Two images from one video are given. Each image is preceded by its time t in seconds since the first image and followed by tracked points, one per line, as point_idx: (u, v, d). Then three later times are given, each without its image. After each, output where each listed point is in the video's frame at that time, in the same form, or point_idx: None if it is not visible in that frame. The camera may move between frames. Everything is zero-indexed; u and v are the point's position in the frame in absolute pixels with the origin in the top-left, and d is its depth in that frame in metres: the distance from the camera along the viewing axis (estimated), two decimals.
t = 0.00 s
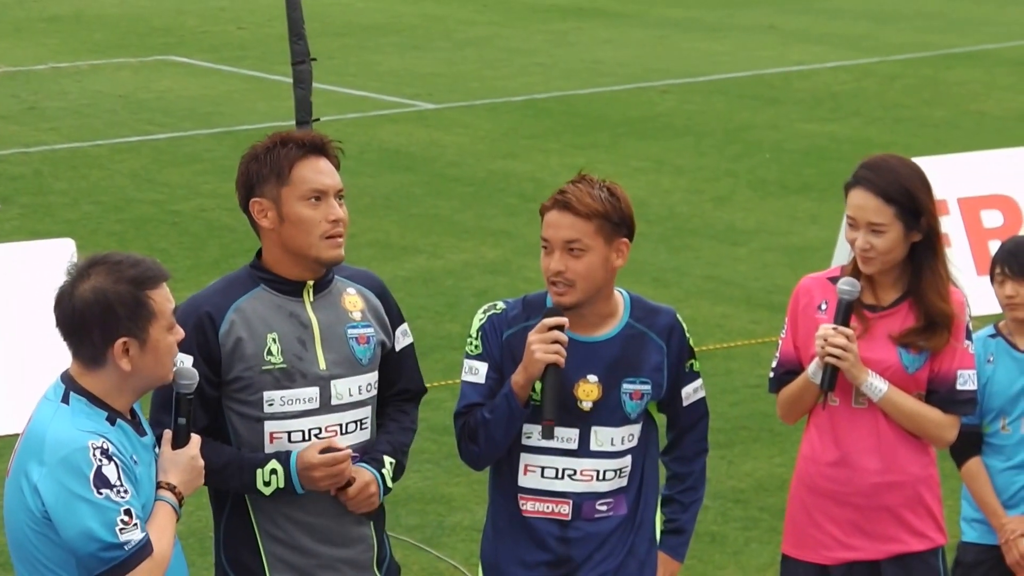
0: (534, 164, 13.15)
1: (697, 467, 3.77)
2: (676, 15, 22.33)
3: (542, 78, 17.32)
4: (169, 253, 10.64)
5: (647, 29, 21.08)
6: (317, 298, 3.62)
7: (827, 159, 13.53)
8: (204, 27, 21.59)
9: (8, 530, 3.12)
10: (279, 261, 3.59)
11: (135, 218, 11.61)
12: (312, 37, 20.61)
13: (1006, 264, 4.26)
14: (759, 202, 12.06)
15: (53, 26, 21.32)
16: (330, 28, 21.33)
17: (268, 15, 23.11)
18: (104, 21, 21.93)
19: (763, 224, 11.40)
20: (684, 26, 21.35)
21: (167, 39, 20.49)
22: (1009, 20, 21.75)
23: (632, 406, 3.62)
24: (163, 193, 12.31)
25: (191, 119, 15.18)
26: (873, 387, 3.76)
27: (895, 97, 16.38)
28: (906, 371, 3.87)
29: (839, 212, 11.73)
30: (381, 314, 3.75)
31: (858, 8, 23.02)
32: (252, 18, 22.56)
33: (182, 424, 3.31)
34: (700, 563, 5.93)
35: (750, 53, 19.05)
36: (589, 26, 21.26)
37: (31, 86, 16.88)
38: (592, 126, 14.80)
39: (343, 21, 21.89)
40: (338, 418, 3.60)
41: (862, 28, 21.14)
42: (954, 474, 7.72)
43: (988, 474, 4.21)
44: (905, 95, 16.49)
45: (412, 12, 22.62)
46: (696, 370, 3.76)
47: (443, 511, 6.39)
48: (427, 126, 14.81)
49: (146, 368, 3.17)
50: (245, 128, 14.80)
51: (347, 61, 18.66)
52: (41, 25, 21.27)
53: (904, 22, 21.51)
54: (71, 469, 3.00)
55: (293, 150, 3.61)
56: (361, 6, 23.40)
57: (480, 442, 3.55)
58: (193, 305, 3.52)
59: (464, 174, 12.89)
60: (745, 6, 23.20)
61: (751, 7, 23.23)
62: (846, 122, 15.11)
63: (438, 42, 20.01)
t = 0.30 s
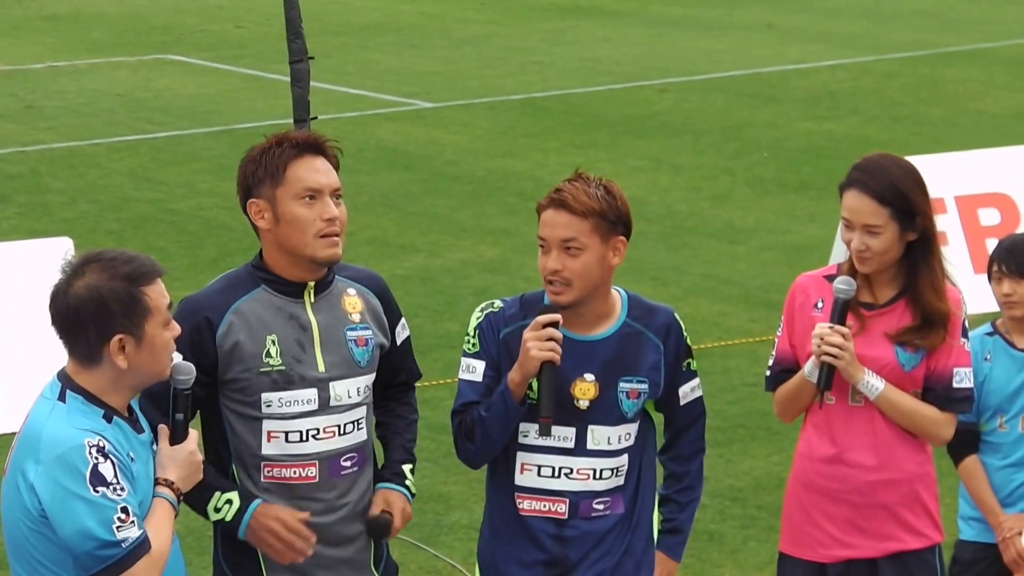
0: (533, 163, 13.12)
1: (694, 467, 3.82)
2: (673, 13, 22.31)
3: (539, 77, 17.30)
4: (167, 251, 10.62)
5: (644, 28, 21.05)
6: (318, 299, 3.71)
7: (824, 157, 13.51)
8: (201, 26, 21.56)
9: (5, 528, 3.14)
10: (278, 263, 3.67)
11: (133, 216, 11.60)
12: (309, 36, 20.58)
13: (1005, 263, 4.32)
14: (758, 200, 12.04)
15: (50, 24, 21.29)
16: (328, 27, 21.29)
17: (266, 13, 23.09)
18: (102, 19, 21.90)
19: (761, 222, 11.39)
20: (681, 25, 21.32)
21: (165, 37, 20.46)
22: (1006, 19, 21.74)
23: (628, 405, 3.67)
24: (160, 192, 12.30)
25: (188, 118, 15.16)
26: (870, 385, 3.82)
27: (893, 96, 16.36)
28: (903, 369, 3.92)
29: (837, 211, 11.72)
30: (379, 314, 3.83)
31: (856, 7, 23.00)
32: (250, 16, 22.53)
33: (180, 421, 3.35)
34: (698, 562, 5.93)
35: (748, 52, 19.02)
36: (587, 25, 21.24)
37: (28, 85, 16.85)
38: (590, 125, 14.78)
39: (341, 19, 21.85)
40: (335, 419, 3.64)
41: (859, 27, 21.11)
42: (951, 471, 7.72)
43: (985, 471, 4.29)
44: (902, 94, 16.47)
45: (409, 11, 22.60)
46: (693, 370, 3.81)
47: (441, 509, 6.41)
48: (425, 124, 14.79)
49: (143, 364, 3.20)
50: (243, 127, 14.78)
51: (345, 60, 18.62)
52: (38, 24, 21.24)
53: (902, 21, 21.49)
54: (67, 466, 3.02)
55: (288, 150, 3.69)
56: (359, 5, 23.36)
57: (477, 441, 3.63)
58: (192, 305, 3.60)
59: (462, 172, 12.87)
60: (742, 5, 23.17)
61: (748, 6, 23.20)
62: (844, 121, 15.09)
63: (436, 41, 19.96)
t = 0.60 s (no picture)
0: (531, 161, 13.05)
1: (692, 467, 3.94)
2: (672, 12, 22.22)
3: (538, 75, 17.21)
4: (164, 250, 10.56)
5: (643, 26, 20.96)
6: (320, 302, 3.81)
7: (822, 155, 13.45)
8: (199, 25, 21.45)
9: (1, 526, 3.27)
10: (280, 266, 3.76)
11: (130, 215, 11.52)
12: (307, 35, 20.47)
13: (1003, 263, 4.50)
14: (756, 198, 11.98)
15: (47, 23, 21.18)
16: (325, 25, 21.18)
17: (263, 12, 22.96)
18: (99, 18, 21.79)
19: (760, 221, 11.32)
20: (680, 23, 21.23)
21: (161, 36, 20.34)
22: (1006, 17, 21.65)
23: (626, 405, 3.77)
24: (157, 190, 12.23)
25: (186, 117, 15.09)
26: (867, 384, 3.94)
27: (892, 93, 16.29)
28: (899, 368, 4.05)
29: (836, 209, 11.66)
30: (380, 315, 3.93)
31: (855, 5, 22.92)
32: (247, 15, 22.41)
33: (182, 416, 3.41)
34: (696, 561, 5.87)
35: (748, 50, 18.92)
36: (585, 24, 21.14)
37: (25, 84, 16.75)
38: (589, 122, 14.71)
39: (338, 18, 21.72)
40: (333, 418, 3.74)
41: (858, 25, 21.01)
42: (950, 470, 7.64)
43: (982, 470, 4.47)
44: (901, 92, 16.40)
45: (407, 9, 22.50)
46: (691, 370, 3.91)
47: (438, 509, 6.41)
48: (422, 123, 14.69)
49: (141, 362, 3.32)
50: (240, 125, 14.69)
51: (342, 59, 18.52)
52: (35, 23, 21.12)
53: (901, 19, 21.39)
54: (65, 470, 3.15)
55: (289, 153, 3.77)
56: (357, 4, 23.25)
57: (473, 441, 3.72)
58: (196, 304, 3.70)
59: (460, 170, 12.81)
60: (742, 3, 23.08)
61: (747, 4, 23.09)
62: (842, 119, 15.03)
63: (434, 40, 19.86)
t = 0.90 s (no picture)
0: (530, 161, 13.06)
1: (689, 467, 3.96)
2: (670, 10, 22.23)
3: (536, 74, 17.22)
4: (162, 250, 10.56)
5: (641, 25, 20.98)
6: (320, 302, 3.81)
7: (820, 154, 13.45)
8: (198, 24, 21.46)
9: None
10: (278, 265, 3.77)
11: (129, 215, 11.52)
12: (305, 34, 20.48)
13: (1002, 261, 4.51)
14: (755, 198, 11.99)
15: (45, 23, 21.17)
16: (324, 24, 21.18)
17: (261, 11, 22.97)
18: (97, 17, 21.82)
19: (758, 220, 11.33)
20: (678, 22, 21.24)
21: (160, 35, 20.34)
22: (1004, 16, 21.65)
23: (623, 406, 3.78)
24: (155, 190, 12.23)
25: (184, 117, 15.08)
26: (864, 383, 3.95)
27: (890, 93, 16.30)
28: (896, 367, 4.06)
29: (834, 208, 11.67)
30: (382, 315, 3.94)
31: (853, 4, 22.92)
32: (245, 14, 22.41)
33: (181, 414, 3.41)
34: (694, 560, 5.88)
35: (746, 49, 18.94)
36: (584, 23, 21.15)
37: (23, 84, 16.74)
38: (587, 122, 14.72)
39: (337, 17, 21.72)
40: (332, 416, 3.75)
41: (857, 24, 21.02)
42: (947, 470, 7.64)
43: (979, 470, 4.48)
44: (899, 91, 16.41)
45: (405, 8, 22.51)
46: (689, 370, 3.93)
47: (436, 508, 6.42)
48: (421, 122, 14.70)
49: (139, 362, 3.33)
50: (238, 125, 14.69)
51: (340, 58, 18.54)
52: (33, 23, 21.12)
53: (899, 18, 21.40)
54: (63, 473, 3.16)
55: (287, 153, 3.78)
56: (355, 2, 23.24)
57: (471, 440, 3.72)
58: (192, 303, 3.70)
59: (459, 170, 12.81)
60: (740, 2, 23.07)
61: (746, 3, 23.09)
62: (840, 118, 15.04)
63: (433, 39, 19.87)
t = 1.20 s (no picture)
0: (528, 160, 13.00)
1: (688, 469, 3.87)
2: (669, 10, 22.16)
3: (534, 74, 17.15)
4: (160, 250, 10.49)
5: (639, 24, 20.90)
6: (318, 303, 3.74)
7: (819, 154, 13.39)
8: (196, 24, 21.37)
9: None
10: (279, 264, 3.69)
11: (126, 214, 11.46)
12: (303, 34, 20.40)
13: (1002, 262, 4.45)
14: (754, 197, 11.92)
15: (44, 23, 21.10)
16: (322, 24, 21.10)
17: (259, 11, 22.90)
18: (95, 17, 21.77)
19: (756, 220, 11.27)
20: (677, 22, 21.16)
21: (158, 36, 20.26)
22: (1003, 16, 21.57)
23: (621, 406, 3.70)
24: (152, 190, 12.16)
25: (182, 116, 15.01)
26: (862, 383, 3.89)
27: (889, 92, 16.23)
28: (895, 367, 3.99)
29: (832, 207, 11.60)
30: (381, 316, 3.87)
31: (852, 4, 22.85)
32: (244, 14, 22.33)
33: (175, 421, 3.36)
34: (691, 560, 5.82)
35: (745, 49, 18.87)
36: (583, 22, 21.07)
37: (21, 84, 16.67)
38: (586, 121, 14.66)
39: (336, 17, 21.65)
40: (330, 416, 3.68)
41: (855, 24, 20.96)
42: (946, 470, 7.57)
43: (977, 469, 4.42)
44: (898, 90, 16.35)
45: (404, 8, 22.43)
46: (689, 371, 3.85)
47: (433, 508, 6.36)
48: (419, 122, 14.63)
49: (137, 365, 3.23)
50: (236, 125, 14.63)
51: (338, 57, 18.47)
52: (31, 23, 21.05)
53: (898, 18, 21.33)
54: (59, 473, 3.07)
55: (286, 151, 3.71)
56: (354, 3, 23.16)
57: (469, 440, 3.65)
58: (192, 302, 3.62)
59: (456, 169, 12.75)
60: (739, 2, 22.99)
61: (745, 3, 23.01)
62: (839, 118, 14.97)
63: (431, 39, 19.78)
